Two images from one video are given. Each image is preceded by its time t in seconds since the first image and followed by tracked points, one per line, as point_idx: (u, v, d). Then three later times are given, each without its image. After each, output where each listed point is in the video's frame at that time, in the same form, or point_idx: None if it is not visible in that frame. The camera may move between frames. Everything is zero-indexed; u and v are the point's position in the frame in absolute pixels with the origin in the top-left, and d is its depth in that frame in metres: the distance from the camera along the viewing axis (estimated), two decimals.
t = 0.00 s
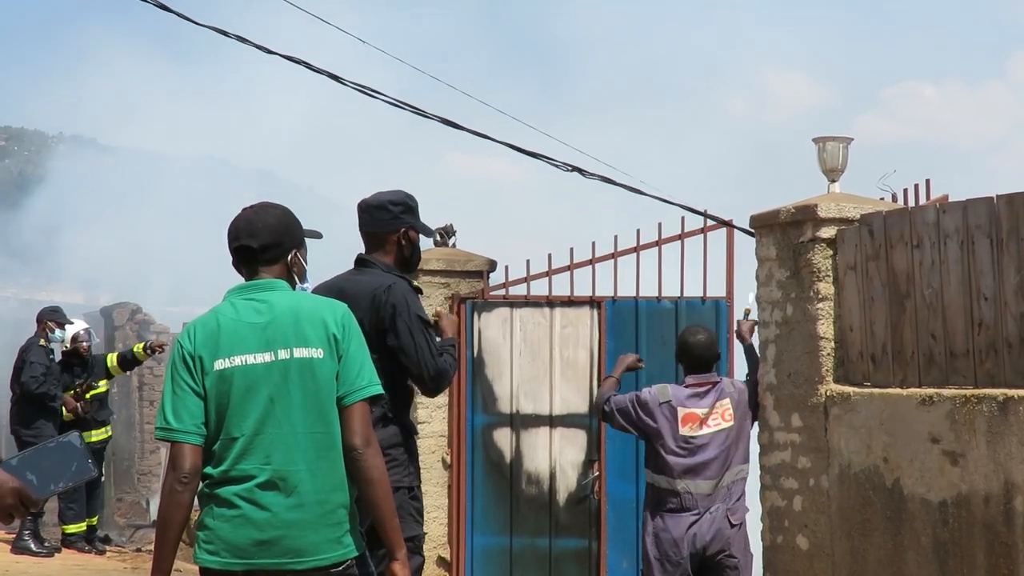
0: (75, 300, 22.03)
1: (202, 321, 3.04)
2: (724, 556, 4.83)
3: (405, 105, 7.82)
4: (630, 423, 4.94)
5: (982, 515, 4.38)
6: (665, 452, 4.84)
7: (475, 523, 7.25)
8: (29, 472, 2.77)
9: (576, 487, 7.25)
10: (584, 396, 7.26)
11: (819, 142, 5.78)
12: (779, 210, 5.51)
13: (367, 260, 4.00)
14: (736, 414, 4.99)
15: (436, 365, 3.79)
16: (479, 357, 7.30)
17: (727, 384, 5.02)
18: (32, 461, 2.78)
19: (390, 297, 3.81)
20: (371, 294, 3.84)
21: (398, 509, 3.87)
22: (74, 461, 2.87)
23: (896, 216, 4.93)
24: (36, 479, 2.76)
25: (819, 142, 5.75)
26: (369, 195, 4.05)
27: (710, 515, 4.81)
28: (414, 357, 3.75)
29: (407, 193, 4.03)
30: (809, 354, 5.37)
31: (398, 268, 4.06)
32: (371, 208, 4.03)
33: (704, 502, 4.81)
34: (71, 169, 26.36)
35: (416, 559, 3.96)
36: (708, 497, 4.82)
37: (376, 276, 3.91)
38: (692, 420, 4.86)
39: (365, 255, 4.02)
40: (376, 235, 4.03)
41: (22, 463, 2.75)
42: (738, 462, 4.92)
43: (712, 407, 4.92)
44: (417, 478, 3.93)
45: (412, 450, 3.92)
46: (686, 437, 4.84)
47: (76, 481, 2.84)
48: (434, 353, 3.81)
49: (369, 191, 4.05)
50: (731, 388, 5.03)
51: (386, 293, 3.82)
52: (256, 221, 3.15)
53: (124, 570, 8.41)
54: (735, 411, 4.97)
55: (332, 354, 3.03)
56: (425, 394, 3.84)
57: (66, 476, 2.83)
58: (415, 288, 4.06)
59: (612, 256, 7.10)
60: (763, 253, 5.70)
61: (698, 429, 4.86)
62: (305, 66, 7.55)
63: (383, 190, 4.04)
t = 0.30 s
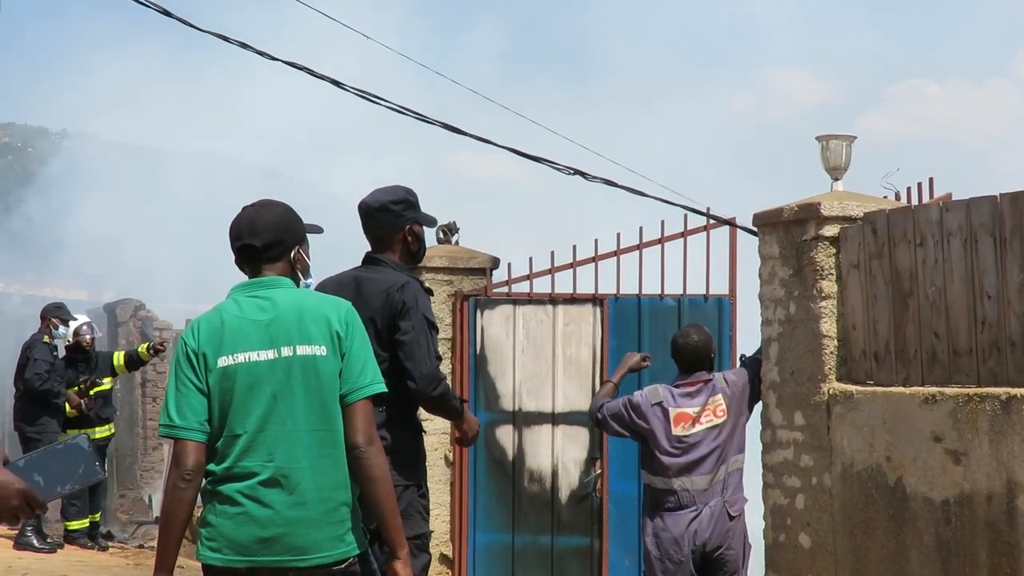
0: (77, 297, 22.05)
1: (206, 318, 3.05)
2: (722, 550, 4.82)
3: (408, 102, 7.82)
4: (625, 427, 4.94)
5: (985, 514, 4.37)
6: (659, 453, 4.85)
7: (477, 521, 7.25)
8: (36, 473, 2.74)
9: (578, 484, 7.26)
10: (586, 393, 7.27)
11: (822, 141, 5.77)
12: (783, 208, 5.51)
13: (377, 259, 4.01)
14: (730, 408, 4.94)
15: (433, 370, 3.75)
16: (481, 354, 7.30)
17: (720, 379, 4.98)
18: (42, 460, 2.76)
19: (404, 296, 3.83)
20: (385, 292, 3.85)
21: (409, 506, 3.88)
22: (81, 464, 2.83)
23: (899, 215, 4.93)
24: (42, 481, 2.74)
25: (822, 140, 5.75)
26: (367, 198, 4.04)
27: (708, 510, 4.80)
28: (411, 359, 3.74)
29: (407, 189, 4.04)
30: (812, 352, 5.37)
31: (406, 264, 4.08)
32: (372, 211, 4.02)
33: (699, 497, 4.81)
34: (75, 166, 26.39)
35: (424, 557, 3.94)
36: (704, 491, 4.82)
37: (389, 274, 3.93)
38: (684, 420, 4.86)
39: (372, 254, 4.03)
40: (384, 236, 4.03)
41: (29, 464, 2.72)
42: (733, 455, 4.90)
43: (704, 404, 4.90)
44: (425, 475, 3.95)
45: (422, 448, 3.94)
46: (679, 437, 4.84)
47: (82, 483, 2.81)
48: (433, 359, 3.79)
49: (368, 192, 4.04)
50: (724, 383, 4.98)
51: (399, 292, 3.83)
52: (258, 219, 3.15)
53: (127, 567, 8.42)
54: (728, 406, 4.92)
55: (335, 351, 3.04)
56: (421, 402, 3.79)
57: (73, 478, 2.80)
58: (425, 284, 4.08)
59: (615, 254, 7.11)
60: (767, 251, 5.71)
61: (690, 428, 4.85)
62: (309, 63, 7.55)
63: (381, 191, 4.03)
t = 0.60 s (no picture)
0: (80, 294, 22.08)
1: (208, 317, 3.05)
2: (721, 549, 4.82)
3: (410, 100, 7.82)
4: (626, 429, 4.95)
5: (987, 513, 4.37)
6: (658, 454, 4.85)
7: (479, 519, 7.26)
8: (42, 470, 2.70)
9: (580, 483, 7.25)
10: (588, 391, 7.26)
11: (825, 139, 5.77)
12: (786, 207, 5.51)
13: (381, 256, 3.99)
14: (731, 408, 4.93)
15: (444, 375, 3.82)
16: (484, 352, 7.31)
17: (719, 378, 4.96)
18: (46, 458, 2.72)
19: (410, 298, 3.84)
20: (390, 292, 3.85)
21: (416, 504, 3.87)
22: (86, 462, 2.81)
23: (902, 214, 4.92)
24: (49, 478, 2.69)
25: (825, 139, 5.74)
26: (385, 188, 4.05)
27: (706, 509, 4.80)
28: (424, 364, 3.77)
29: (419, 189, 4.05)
30: (815, 351, 5.37)
31: (410, 263, 4.07)
32: (386, 201, 4.03)
33: (698, 496, 4.81)
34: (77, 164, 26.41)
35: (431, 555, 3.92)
36: (703, 490, 4.81)
37: (392, 273, 3.92)
38: (683, 419, 4.85)
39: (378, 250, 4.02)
40: (391, 231, 4.03)
41: (35, 461, 2.68)
42: (734, 453, 4.89)
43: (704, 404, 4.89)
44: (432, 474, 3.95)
45: (428, 447, 3.95)
46: (678, 437, 4.84)
47: (88, 481, 2.78)
48: (443, 363, 3.84)
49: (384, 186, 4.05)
50: (724, 382, 4.96)
51: (406, 293, 3.84)
52: (258, 218, 3.15)
53: (130, 564, 8.43)
54: (728, 405, 4.91)
55: (337, 349, 3.03)
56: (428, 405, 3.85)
57: (78, 476, 2.76)
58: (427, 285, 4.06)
59: (618, 252, 7.10)
60: (770, 249, 5.71)
61: (689, 428, 4.85)
62: (310, 60, 7.55)
63: (395, 187, 4.04)
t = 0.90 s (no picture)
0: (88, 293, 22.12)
1: (215, 315, 3.05)
2: (728, 548, 4.81)
3: (417, 98, 7.82)
4: (634, 427, 4.94)
5: (996, 513, 4.36)
6: (666, 452, 4.85)
7: (486, 517, 7.26)
8: (51, 464, 2.71)
9: (587, 481, 7.26)
10: (595, 389, 7.26)
11: (833, 138, 5.75)
12: (793, 205, 5.50)
13: (385, 255, 4.00)
14: (738, 408, 4.94)
15: (458, 369, 3.84)
16: (491, 350, 7.29)
17: (728, 377, 4.97)
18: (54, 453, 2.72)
19: (418, 295, 3.84)
20: (398, 290, 3.85)
21: (427, 503, 3.88)
22: (96, 456, 2.81)
23: (909, 212, 4.91)
24: (58, 472, 2.71)
25: (833, 137, 5.73)
26: (379, 187, 4.05)
27: (715, 508, 4.80)
28: (438, 361, 3.80)
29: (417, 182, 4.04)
30: (822, 349, 5.36)
31: (413, 259, 4.07)
32: (383, 200, 4.03)
33: (706, 496, 4.81)
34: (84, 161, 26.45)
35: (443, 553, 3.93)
36: (711, 489, 4.81)
37: (398, 270, 3.91)
38: (691, 418, 4.85)
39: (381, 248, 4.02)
40: (390, 227, 4.03)
41: (45, 455, 2.69)
42: (741, 453, 4.90)
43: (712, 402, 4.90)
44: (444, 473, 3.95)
45: (440, 445, 3.96)
46: (686, 436, 4.84)
47: (97, 475, 2.79)
48: (456, 356, 3.86)
49: (380, 183, 4.05)
50: (732, 381, 4.97)
51: (414, 290, 3.84)
52: (264, 215, 3.15)
53: (137, 562, 8.45)
54: (736, 405, 4.91)
55: (344, 347, 3.04)
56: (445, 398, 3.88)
57: (88, 470, 2.77)
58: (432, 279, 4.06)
59: (625, 251, 7.10)
60: (777, 248, 5.70)
61: (697, 427, 4.85)
62: (317, 59, 7.56)
63: (393, 182, 4.04)
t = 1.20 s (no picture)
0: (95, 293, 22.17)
1: (222, 314, 3.06)
2: (734, 548, 4.81)
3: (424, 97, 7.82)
4: (641, 425, 4.94)
5: (1004, 512, 4.35)
6: (672, 449, 4.85)
7: (493, 516, 7.27)
8: (58, 461, 2.72)
9: (594, 480, 7.26)
10: (602, 389, 7.27)
11: (840, 137, 5.75)
12: (800, 204, 5.50)
13: (393, 255, 4.00)
14: (746, 408, 4.93)
15: (466, 365, 3.86)
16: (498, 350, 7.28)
17: (735, 377, 4.97)
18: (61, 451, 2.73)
19: (426, 293, 3.85)
20: (405, 289, 3.86)
21: (435, 503, 3.87)
22: (103, 452, 2.82)
23: (917, 212, 4.90)
24: (66, 469, 2.72)
25: (840, 136, 5.72)
26: (384, 190, 4.06)
27: (721, 508, 4.80)
28: (446, 358, 3.81)
29: (422, 183, 4.04)
30: (830, 349, 5.36)
31: (422, 260, 4.07)
32: (388, 203, 4.04)
33: (712, 495, 4.81)
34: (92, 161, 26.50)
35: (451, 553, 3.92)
36: (717, 489, 4.81)
37: (406, 270, 3.93)
38: (698, 417, 4.85)
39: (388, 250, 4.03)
40: (396, 229, 4.04)
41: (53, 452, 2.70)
42: (747, 454, 4.89)
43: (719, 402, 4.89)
44: (453, 473, 3.94)
45: (449, 445, 3.95)
46: (692, 434, 4.84)
47: (105, 471, 2.79)
48: (464, 353, 3.88)
49: (386, 186, 4.06)
50: (739, 382, 4.96)
51: (421, 289, 3.85)
52: (271, 215, 3.16)
53: (144, 561, 8.47)
54: (743, 405, 4.91)
55: (350, 346, 3.05)
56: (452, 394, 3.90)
57: (96, 466, 2.78)
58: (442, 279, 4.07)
59: (632, 250, 7.11)
60: (784, 247, 5.70)
61: (703, 425, 4.85)
62: (324, 58, 7.57)
63: (398, 184, 4.04)
